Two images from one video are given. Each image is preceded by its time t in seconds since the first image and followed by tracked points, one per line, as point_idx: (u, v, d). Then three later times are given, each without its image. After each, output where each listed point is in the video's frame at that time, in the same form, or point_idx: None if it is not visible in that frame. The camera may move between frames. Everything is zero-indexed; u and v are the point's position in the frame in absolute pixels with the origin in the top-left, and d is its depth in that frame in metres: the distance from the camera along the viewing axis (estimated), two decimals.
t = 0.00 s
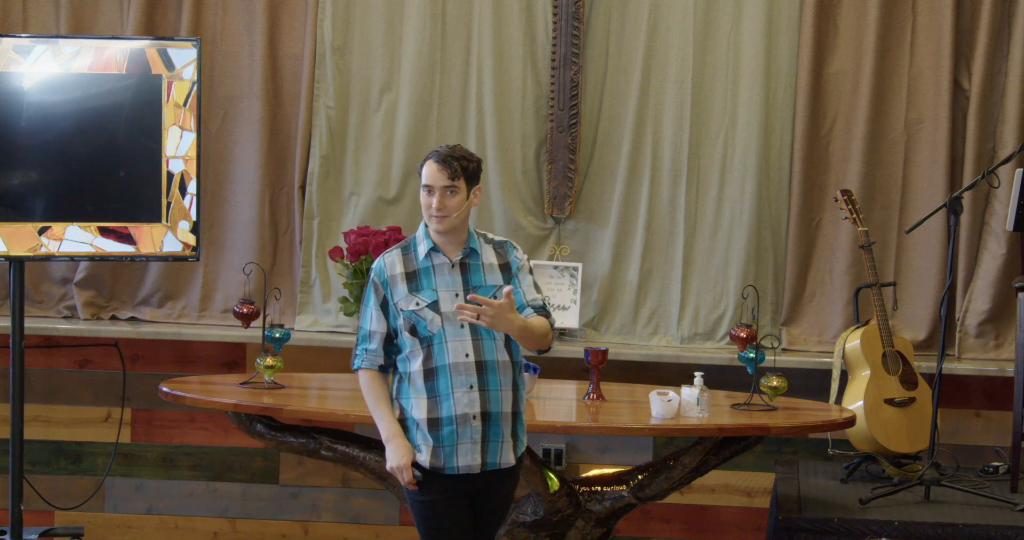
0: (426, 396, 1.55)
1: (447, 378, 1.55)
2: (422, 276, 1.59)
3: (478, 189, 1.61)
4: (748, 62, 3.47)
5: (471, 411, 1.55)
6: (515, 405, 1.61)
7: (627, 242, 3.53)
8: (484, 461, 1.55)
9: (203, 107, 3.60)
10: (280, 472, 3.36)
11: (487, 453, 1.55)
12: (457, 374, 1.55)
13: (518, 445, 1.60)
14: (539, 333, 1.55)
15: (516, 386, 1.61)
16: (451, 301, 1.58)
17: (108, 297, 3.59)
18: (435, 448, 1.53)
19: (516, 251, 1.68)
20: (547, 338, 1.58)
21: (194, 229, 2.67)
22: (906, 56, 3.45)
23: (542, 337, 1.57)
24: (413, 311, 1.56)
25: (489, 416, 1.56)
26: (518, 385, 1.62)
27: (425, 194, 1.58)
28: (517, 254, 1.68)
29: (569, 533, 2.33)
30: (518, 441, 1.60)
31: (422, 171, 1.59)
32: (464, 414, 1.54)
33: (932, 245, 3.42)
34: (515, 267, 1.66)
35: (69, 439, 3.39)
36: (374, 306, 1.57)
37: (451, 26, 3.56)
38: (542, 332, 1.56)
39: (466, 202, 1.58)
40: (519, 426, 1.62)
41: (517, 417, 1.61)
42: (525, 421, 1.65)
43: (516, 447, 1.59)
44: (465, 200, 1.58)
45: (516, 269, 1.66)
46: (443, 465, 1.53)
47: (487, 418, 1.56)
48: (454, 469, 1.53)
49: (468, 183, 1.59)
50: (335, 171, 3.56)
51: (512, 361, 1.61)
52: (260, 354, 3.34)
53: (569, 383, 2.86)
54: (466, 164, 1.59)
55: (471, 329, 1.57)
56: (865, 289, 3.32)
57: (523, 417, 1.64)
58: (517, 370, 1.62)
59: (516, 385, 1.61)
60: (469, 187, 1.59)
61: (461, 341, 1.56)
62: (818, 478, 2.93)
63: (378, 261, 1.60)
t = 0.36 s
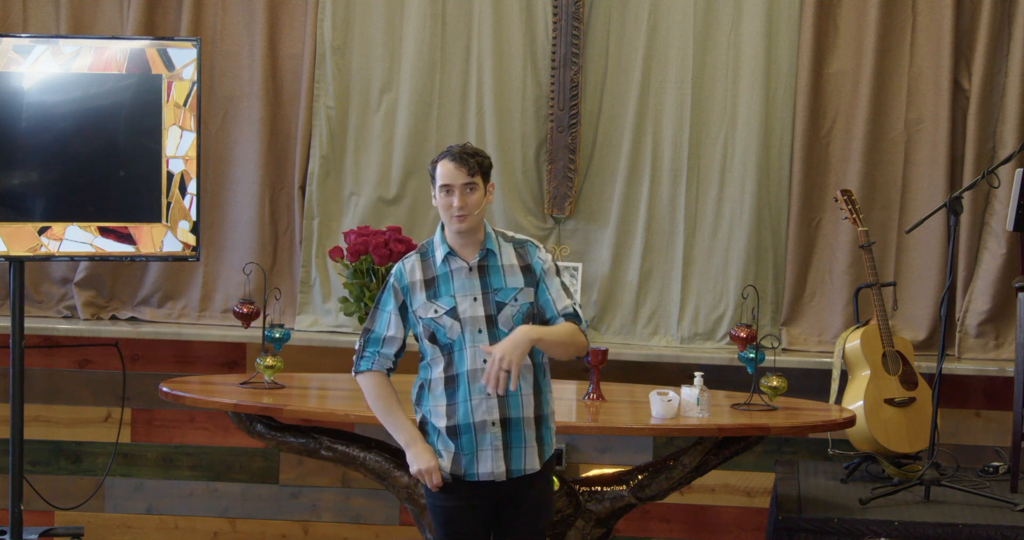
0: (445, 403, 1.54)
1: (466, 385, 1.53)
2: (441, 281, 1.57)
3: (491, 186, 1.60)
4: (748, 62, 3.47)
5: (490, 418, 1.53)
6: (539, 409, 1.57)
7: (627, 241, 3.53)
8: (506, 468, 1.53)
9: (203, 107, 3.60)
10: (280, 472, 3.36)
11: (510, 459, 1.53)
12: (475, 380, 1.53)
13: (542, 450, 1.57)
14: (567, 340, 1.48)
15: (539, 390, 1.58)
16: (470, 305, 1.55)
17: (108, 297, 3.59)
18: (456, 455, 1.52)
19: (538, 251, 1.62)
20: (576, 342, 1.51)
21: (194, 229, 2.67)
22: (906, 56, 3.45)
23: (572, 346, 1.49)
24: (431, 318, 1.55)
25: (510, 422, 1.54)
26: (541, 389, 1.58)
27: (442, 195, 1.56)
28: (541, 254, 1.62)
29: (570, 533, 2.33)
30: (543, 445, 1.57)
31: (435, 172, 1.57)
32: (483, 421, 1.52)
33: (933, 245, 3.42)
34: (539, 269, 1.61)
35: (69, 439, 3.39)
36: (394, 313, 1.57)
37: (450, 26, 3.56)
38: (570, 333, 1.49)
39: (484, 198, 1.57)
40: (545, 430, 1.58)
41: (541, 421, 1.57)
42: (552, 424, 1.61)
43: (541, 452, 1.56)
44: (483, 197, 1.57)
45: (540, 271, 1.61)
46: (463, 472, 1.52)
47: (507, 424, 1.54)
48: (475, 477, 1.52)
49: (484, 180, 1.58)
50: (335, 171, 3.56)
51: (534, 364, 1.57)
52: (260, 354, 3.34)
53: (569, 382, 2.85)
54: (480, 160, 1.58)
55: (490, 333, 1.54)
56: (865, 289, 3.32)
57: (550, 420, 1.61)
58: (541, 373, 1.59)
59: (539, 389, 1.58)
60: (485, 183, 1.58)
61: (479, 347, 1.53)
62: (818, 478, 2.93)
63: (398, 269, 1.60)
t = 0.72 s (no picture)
0: (447, 402, 1.54)
1: (466, 385, 1.52)
2: (458, 278, 1.54)
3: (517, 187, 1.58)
4: (748, 62, 3.47)
5: (487, 420, 1.51)
6: (546, 415, 1.53)
7: (627, 241, 3.53)
8: (502, 471, 1.50)
9: (203, 107, 3.60)
10: (280, 472, 3.36)
11: (507, 463, 1.50)
12: (476, 381, 1.51)
13: (545, 458, 1.52)
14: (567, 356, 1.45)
15: (547, 395, 1.53)
16: (481, 306, 1.52)
17: (108, 297, 3.59)
18: (452, 455, 1.52)
19: (562, 260, 1.57)
20: (577, 365, 1.47)
21: (194, 229, 2.66)
22: (906, 56, 3.45)
23: (568, 366, 1.46)
24: (443, 315, 1.53)
25: (508, 426, 1.51)
26: (550, 394, 1.53)
27: (464, 190, 1.54)
28: (565, 265, 1.56)
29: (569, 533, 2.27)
30: (547, 452, 1.52)
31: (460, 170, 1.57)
32: (479, 423, 1.51)
33: (933, 245, 3.42)
34: (558, 280, 1.55)
35: (69, 439, 3.39)
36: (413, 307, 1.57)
37: (450, 26, 3.56)
38: (573, 354, 1.46)
39: (507, 197, 1.54)
40: (554, 437, 1.53)
41: (547, 428, 1.53)
42: (566, 432, 1.55)
43: (544, 459, 1.51)
44: (505, 196, 1.54)
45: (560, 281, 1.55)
46: (459, 472, 1.51)
47: (505, 428, 1.51)
48: (471, 478, 1.51)
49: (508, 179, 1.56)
50: (335, 171, 3.56)
51: (543, 370, 1.52)
52: (260, 354, 3.34)
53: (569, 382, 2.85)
54: (505, 160, 1.57)
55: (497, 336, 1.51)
56: (865, 289, 3.32)
57: (562, 427, 1.55)
58: (550, 379, 1.54)
59: (548, 395, 1.53)
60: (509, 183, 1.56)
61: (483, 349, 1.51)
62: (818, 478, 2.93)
63: (422, 263, 1.59)
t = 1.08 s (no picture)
0: (478, 395, 1.61)
1: (494, 380, 1.58)
2: (504, 276, 1.62)
3: (569, 190, 1.60)
4: (748, 62, 3.47)
5: (507, 416, 1.56)
6: (569, 419, 1.54)
7: (627, 241, 3.53)
8: (518, 468, 1.54)
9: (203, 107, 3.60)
10: (280, 472, 3.36)
11: (523, 460, 1.54)
12: (503, 376, 1.57)
13: (564, 460, 1.53)
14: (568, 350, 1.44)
15: (572, 398, 1.55)
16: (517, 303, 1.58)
17: (108, 297, 3.59)
18: (474, 448, 1.58)
19: (602, 265, 1.57)
20: (581, 363, 1.46)
21: (194, 229, 2.66)
22: (906, 56, 3.45)
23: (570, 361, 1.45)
24: (484, 308, 1.62)
25: (529, 424, 1.55)
26: (575, 399, 1.55)
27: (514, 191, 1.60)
28: (603, 269, 1.56)
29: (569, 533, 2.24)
30: (567, 456, 1.54)
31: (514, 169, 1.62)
32: (500, 418, 1.56)
33: (933, 245, 3.42)
34: (591, 282, 1.56)
35: (69, 439, 3.39)
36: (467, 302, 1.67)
37: (450, 26, 3.56)
38: (575, 349, 1.45)
39: (554, 200, 1.58)
40: (576, 441, 1.54)
41: (569, 431, 1.54)
42: (592, 440, 1.56)
43: (562, 461, 1.53)
44: (551, 199, 1.57)
45: (592, 284, 1.55)
46: (478, 465, 1.57)
47: (525, 425, 1.55)
48: (490, 472, 1.56)
49: (558, 182, 1.58)
50: (335, 171, 3.56)
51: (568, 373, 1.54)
52: (260, 354, 3.34)
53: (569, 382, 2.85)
54: (556, 162, 1.59)
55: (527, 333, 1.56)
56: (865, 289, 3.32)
57: (588, 434, 1.56)
58: (577, 383, 1.55)
59: (573, 398, 1.55)
60: (558, 186, 1.58)
61: (512, 344, 1.57)
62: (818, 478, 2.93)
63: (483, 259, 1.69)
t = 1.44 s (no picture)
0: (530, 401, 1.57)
1: (546, 385, 1.55)
2: (556, 280, 1.57)
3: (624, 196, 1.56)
4: (748, 62, 3.47)
5: (560, 421, 1.53)
6: (622, 423, 1.52)
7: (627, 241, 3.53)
8: (572, 473, 1.52)
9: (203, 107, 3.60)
10: (280, 472, 3.36)
11: (579, 465, 1.52)
12: (556, 381, 1.54)
13: (619, 464, 1.51)
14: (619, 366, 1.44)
15: (627, 402, 1.52)
16: (570, 308, 1.54)
17: (108, 297, 3.59)
18: (528, 452, 1.55)
19: (654, 272, 1.54)
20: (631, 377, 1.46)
21: (194, 229, 2.66)
22: (906, 56, 3.45)
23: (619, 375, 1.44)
24: (536, 314, 1.58)
25: (584, 429, 1.52)
26: (629, 403, 1.52)
27: (574, 205, 1.53)
28: (655, 277, 1.54)
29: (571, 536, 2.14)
30: (622, 460, 1.52)
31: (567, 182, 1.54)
32: (554, 423, 1.53)
33: (933, 245, 3.42)
34: (643, 290, 1.53)
35: (69, 439, 3.39)
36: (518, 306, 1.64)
37: (450, 26, 3.56)
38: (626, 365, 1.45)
39: (617, 211, 1.54)
40: (631, 445, 1.52)
41: (624, 436, 1.52)
42: (646, 443, 1.54)
43: (617, 465, 1.51)
44: (614, 210, 1.54)
45: (644, 293, 1.53)
46: (532, 470, 1.54)
47: (579, 430, 1.52)
48: (544, 476, 1.53)
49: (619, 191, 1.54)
50: (335, 172, 3.56)
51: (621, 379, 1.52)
52: (260, 354, 3.34)
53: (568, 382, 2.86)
54: (614, 172, 1.53)
55: (581, 340, 1.53)
56: (865, 289, 3.32)
57: (642, 437, 1.53)
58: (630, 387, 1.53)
59: (627, 402, 1.52)
60: (619, 196, 1.54)
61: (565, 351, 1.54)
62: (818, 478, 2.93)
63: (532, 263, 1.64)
